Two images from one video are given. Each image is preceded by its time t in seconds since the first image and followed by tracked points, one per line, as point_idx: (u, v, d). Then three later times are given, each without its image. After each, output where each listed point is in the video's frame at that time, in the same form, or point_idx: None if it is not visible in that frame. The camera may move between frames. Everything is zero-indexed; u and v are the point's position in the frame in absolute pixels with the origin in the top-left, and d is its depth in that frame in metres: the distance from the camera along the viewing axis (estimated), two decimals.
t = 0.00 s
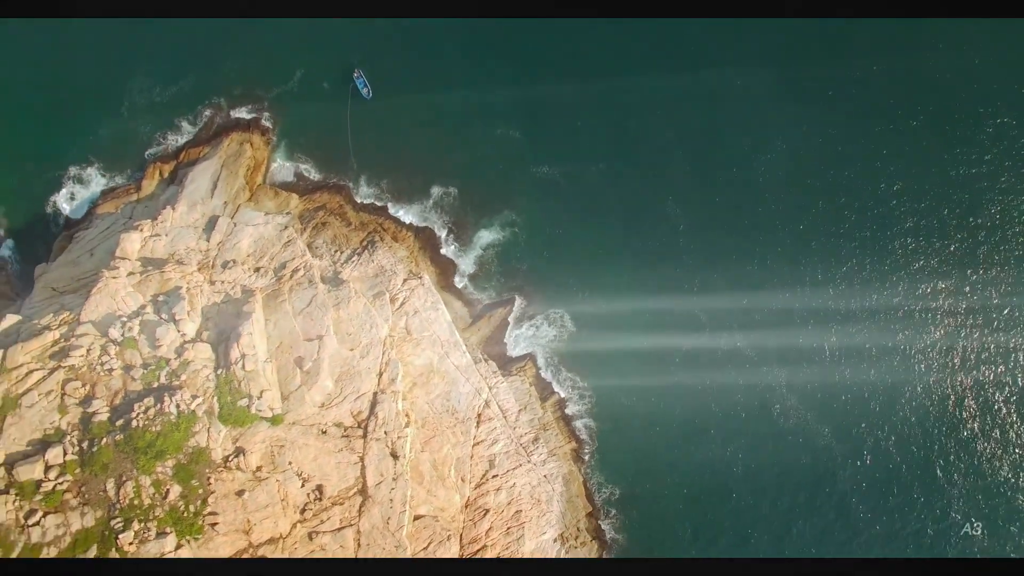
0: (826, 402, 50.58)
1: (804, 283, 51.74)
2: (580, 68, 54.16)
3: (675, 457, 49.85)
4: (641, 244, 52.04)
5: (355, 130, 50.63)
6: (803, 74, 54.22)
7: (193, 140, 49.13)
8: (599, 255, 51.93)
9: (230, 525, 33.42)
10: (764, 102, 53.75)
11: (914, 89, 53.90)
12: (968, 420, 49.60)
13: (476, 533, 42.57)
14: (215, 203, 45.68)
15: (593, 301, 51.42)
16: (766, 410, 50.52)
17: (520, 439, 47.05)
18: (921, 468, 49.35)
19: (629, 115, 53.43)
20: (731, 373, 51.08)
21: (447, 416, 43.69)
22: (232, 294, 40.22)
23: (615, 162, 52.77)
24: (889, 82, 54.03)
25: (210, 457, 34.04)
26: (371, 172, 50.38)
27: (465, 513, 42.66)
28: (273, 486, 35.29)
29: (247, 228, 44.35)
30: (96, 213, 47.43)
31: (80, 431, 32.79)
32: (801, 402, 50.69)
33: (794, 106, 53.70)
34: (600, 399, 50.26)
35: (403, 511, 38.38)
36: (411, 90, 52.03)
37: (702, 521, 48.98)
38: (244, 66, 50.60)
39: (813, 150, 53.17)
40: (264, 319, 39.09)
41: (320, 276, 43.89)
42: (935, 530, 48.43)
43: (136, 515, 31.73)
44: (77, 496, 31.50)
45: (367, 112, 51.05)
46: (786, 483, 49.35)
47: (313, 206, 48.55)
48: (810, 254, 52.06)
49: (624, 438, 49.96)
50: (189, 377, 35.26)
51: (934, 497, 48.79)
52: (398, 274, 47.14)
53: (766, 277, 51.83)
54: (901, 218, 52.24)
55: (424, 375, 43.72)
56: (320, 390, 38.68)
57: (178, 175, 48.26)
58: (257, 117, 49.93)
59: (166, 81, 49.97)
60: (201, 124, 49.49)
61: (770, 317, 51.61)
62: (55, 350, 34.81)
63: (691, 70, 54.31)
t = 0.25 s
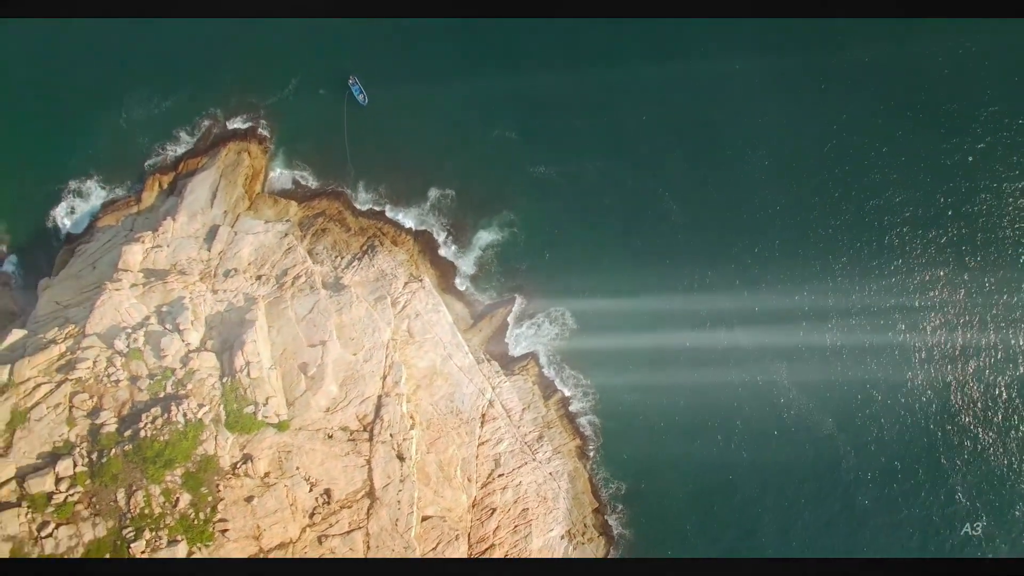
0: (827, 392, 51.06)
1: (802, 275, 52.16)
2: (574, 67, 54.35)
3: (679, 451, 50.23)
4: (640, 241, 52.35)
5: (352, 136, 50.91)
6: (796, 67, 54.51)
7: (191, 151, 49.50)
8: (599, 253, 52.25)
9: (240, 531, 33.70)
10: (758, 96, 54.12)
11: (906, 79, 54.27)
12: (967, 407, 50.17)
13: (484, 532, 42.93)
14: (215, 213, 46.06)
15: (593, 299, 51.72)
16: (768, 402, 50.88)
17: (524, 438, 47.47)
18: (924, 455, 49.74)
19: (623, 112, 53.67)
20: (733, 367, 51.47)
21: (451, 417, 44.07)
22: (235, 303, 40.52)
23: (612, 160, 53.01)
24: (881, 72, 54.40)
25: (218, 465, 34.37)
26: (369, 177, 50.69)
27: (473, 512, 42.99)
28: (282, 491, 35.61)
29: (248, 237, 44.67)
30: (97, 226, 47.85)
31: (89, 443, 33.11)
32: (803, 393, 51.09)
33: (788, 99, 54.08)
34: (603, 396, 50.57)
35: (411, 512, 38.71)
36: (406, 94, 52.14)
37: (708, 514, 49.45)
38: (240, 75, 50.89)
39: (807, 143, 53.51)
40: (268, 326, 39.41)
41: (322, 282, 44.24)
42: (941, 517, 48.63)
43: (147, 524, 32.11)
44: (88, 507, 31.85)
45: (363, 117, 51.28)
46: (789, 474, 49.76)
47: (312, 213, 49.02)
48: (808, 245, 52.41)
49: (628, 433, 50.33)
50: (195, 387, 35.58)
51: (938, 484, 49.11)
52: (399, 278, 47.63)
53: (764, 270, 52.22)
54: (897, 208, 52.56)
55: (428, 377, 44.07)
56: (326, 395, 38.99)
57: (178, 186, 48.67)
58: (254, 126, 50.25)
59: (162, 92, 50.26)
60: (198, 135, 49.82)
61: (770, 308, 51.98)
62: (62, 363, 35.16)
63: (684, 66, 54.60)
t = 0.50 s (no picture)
0: (828, 382, 51.58)
1: (800, 266, 52.56)
2: (567, 66, 54.66)
3: (683, 444, 50.61)
4: (638, 237, 52.63)
5: (349, 142, 51.29)
6: (787, 59, 54.92)
7: (190, 162, 49.87)
8: (597, 251, 52.58)
9: (251, 537, 34.04)
10: (751, 89, 54.42)
11: (897, 68, 54.60)
12: (966, 395, 51.07)
13: (492, 530, 43.29)
14: (215, 223, 46.41)
15: (593, 296, 52.08)
16: (770, 393, 51.31)
17: (529, 436, 47.87)
18: (926, 442, 50.47)
19: (617, 110, 53.94)
20: (734, 359, 51.90)
21: (456, 418, 44.45)
22: (238, 311, 40.86)
23: (608, 156, 53.19)
24: (872, 61, 54.70)
25: (227, 472, 34.71)
26: (367, 182, 51.04)
27: (480, 512, 43.36)
28: (291, 496, 35.91)
29: (248, 245, 45.04)
30: (99, 239, 48.25)
31: (98, 454, 33.48)
32: (804, 383, 51.58)
33: (781, 91, 54.34)
34: (606, 392, 50.95)
35: (419, 513, 39.06)
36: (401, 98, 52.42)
37: (713, 505, 49.84)
38: (235, 84, 51.17)
39: (802, 134, 53.76)
40: (272, 334, 39.75)
41: (323, 288, 44.61)
42: (943, 505, 49.30)
43: (158, 533, 32.49)
44: (100, 518, 32.22)
45: (360, 122, 51.58)
46: (793, 464, 50.17)
47: (312, 220, 49.47)
48: (806, 236, 52.74)
49: (631, 428, 50.69)
50: (202, 396, 35.95)
51: (940, 472, 49.88)
52: (400, 281, 48.06)
53: (762, 262, 52.61)
54: (893, 196, 52.91)
55: (432, 379, 44.46)
56: (331, 400, 39.36)
57: (177, 197, 49.07)
58: (250, 136, 50.59)
59: (158, 104, 50.60)
60: (196, 146, 50.18)
61: (769, 300, 52.38)
62: (69, 377, 35.54)
63: (676, 61, 54.96)
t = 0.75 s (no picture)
0: (829, 371, 52.05)
1: (797, 258, 52.92)
2: (560, 65, 55.10)
3: (688, 438, 50.94)
4: (636, 233, 52.95)
5: (346, 149, 51.62)
6: (778, 54, 55.41)
7: (189, 173, 50.22)
8: (596, 248, 52.91)
9: (262, 543, 34.41)
10: (744, 83, 54.80)
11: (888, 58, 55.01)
12: (967, 381, 51.59)
13: (500, 529, 43.64)
14: (216, 232, 46.75)
15: (593, 294, 52.44)
16: (771, 385, 51.67)
17: (534, 435, 48.24)
18: (928, 427, 50.87)
19: (611, 108, 54.26)
20: (735, 351, 52.25)
21: (461, 419, 44.83)
22: (241, 320, 41.22)
23: (603, 154, 53.46)
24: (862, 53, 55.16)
25: (236, 479, 35.05)
26: (365, 188, 51.41)
27: (488, 511, 43.72)
28: (300, 501, 36.26)
29: (249, 254, 45.39)
30: (101, 253, 48.64)
31: (108, 466, 33.83)
32: (805, 373, 52.00)
33: (773, 84, 54.78)
34: (609, 388, 51.30)
35: (428, 514, 39.40)
36: (396, 103, 52.73)
37: (719, 498, 50.21)
38: (231, 94, 51.53)
39: (795, 126, 54.06)
40: (276, 341, 40.09)
41: (325, 294, 44.93)
42: (947, 492, 49.69)
43: (170, 541, 32.86)
44: (112, 528, 32.58)
45: (356, 127, 51.85)
46: (797, 453, 50.59)
47: (312, 227, 49.87)
48: (803, 227, 53.05)
49: (635, 424, 51.02)
50: (209, 404, 36.29)
51: (943, 458, 50.29)
52: (401, 285, 48.43)
53: (760, 255, 52.95)
54: (889, 184, 53.27)
55: (436, 381, 44.84)
56: (337, 405, 39.69)
57: (177, 208, 49.42)
58: (248, 145, 50.91)
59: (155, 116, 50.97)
60: (194, 157, 50.54)
61: (768, 292, 52.75)
62: (77, 390, 35.91)
63: (668, 59, 55.44)
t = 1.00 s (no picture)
0: (829, 360, 52.49)
1: (794, 249, 53.27)
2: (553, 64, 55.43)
3: (691, 431, 51.29)
4: (634, 229, 53.27)
5: (343, 156, 51.93)
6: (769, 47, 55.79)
7: (188, 184, 50.57)
8: (595, 246, 53.25)
9: (273, 548, 34.74)
10: (736, 76, 55.17)
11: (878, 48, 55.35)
12: (969, 366, 51.87)
13: (508, 527, 43.97)
14: (217, 242, 47.10)
15: (593, 291, 52.82)
16: (773, 376, 52.06)
17: (538, 433, 48.59)
18: (931, 413, 51.23)
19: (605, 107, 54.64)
20: (735, 344, 52.61)
21: (466, 420, 45.18)
22: (245, 328, 41.59)
23: (599, 151, 53.78)
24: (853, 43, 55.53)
25: (245, 486, 35.39)
26: (363, 193, 51.77)
27: (496, 510, 44.07)
28: (309, 505, 36.60)
29: (251, 263, 45.79)
30: (104, 266, 49.04)
31: (118, 477, 34.17)
32: (806, 363, 52.41)
33: (766, 76, 55.12)
34: (612, 385, 51.63)
35: (436, 514, 39.71)
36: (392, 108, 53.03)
37: (725, 490, 50.56)
38: (227, 104, 51.90)
39: (789, 118, 54.41)
40: (279, 348, 40.42)
41: (327, 299, 45.28)
42: (951, 477, 50.03)
43: (182, 549, 33.23)
44: (125, 538, 32.96)
45: (352, 133, 52.19)
46: (800, 442, 50.98)
47: (311, 234, 50.24)
48: (800, 218, 53.40)
49: (639, 419, 51.35)
50: (216, 413, 36.60)
51: (947, 444, 50.62)
52: (402, 288, 48.80)
53: (757, 247, 53.26)
54: (884, 173, 53.59)
55: (440, 383, 45.20)
56: (342, 409, 40.02)
57: (177, 219, 49.76)
58: (246, 155, 51.21)
59: (152, 128, 51.30)
60: (193, 168, 50.87)
61: (766, 284, 53.13)
62: (85, 403, 36.27)
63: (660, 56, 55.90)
